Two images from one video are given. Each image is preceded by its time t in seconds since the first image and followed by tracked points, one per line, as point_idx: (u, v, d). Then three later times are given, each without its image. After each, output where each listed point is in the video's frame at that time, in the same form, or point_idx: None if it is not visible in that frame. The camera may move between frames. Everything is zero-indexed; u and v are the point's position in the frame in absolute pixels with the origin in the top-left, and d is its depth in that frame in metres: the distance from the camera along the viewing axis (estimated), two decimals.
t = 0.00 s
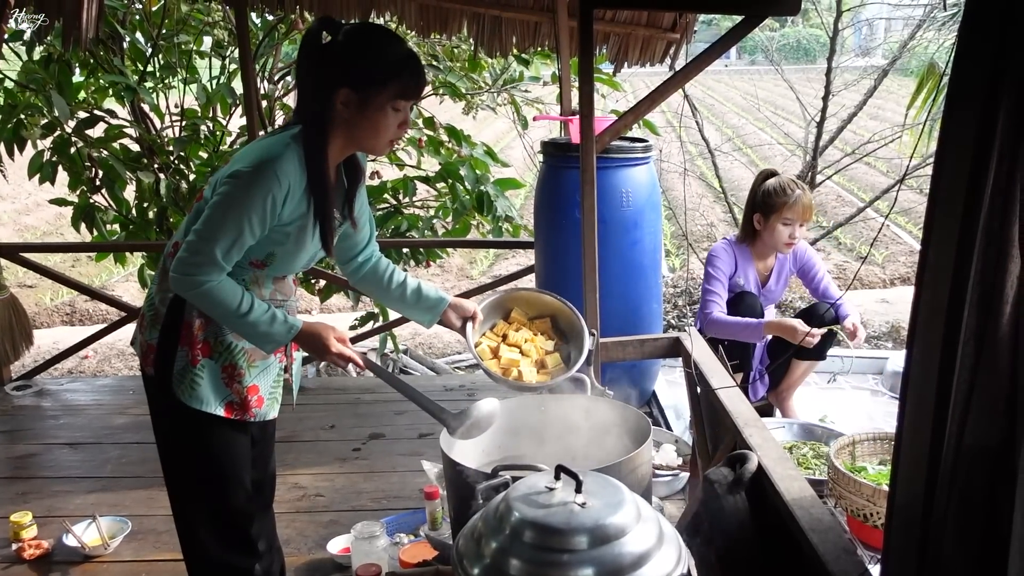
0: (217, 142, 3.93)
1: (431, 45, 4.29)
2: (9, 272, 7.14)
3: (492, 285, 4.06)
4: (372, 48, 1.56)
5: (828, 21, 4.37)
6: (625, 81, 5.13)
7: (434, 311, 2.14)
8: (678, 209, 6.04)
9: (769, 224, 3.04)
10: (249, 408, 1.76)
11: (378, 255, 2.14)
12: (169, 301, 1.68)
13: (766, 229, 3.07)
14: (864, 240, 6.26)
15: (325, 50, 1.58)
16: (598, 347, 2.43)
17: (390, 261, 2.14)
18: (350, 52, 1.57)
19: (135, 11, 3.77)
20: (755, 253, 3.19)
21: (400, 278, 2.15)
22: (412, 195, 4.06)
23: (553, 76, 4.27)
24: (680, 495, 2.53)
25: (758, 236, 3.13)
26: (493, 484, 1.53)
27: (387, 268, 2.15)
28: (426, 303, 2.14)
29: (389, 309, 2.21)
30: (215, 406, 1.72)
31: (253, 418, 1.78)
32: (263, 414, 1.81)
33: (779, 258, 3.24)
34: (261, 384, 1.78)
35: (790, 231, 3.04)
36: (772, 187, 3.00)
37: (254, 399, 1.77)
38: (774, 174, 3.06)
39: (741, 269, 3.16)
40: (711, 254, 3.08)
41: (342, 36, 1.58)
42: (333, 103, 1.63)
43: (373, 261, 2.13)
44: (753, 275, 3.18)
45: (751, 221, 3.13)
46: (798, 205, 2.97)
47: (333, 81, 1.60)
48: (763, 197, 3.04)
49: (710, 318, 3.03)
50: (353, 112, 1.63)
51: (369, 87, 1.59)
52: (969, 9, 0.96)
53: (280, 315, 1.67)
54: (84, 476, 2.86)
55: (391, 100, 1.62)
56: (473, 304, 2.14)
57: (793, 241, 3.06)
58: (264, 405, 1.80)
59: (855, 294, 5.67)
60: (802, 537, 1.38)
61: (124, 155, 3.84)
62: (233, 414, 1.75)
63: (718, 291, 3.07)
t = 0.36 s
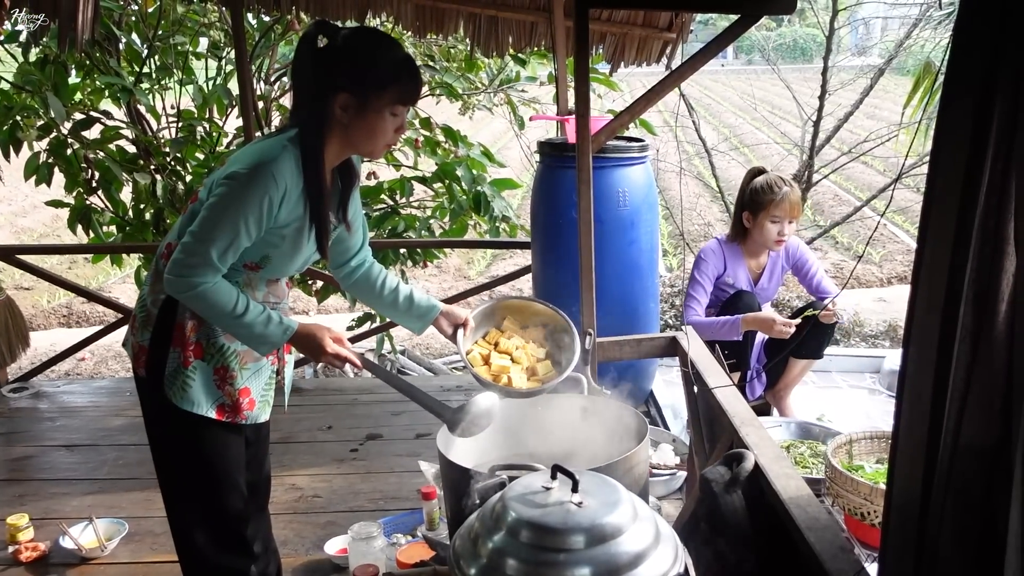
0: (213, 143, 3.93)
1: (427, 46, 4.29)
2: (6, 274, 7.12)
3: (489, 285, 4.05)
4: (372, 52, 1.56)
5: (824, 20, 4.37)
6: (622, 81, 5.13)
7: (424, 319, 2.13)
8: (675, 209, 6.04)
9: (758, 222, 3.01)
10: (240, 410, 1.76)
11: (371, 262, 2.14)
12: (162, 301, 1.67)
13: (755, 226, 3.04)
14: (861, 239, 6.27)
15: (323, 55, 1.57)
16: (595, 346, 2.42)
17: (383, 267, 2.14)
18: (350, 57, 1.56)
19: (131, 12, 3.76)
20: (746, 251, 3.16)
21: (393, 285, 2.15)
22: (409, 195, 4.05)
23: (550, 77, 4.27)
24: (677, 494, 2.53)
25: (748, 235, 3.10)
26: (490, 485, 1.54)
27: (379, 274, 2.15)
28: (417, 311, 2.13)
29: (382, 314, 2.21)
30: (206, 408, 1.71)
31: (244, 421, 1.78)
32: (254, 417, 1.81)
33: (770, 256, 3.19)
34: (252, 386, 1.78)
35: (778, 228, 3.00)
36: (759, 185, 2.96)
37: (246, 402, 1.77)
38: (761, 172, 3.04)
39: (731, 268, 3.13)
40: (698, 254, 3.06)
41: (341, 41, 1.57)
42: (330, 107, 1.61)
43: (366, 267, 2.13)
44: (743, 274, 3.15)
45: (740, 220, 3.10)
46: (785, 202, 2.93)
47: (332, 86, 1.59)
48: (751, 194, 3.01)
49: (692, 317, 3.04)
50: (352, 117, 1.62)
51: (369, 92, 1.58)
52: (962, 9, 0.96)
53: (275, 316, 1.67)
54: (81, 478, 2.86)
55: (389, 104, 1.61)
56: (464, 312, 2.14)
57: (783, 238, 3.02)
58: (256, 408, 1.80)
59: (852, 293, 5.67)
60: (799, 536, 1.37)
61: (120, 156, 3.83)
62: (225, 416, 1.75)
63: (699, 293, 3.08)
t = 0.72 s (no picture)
0: (210, 143, 3.93)
1: (424, 45, 4.28)
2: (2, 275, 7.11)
3: (486, 285, 4.05)
4: (389, 71, 1.56)
5: (820, 19, 4.37)
6: (618, 80, 5.13)
7: (420, 326, 2.13)
8: (672, 208, 6.05)
9: (744, 221, 3.00)
10: (231, 417, 1.75)
11: (366, 271, 2.12)
12: (155, 303, 1.66)
13: (742, 225, 3.03)
14: (858, 237, 6.28)
15: (338, 73, 1.57)
16: (591, 346, 2.41)
17: (377, 277, 2.13)
18: (366, 77, 1.56)
19: (127, 12, 3.75)
20: (738, 250, 3.15)
21: (388, 293, 2.14)
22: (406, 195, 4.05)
23: (546, 76, 4.27)
24: (674, 493, 2.53)
25: (737, 234, 3.09)
26: (488, 484, 1.53)
27: (373, 284, 2.14)
28: (412, 318, 2.13)
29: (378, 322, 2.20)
30: (198, 413, 1.71)
31: (235, 427, 1.77)
32: (245, 424, 1.80)
33: (762, 253, 3.16)
34: (244, 393, 1.78)
35: (765, 227, 2.98)
36: (743, 184, 2.95)
37: (237, 408, 1.76)
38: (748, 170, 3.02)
39: (722, 267, 3.13)
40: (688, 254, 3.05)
41: (356, 60, 1.56)
42: (344, 126, 1.61)
43: (360, 276, 2.12)
44: (735, 272, 3.14)
45: (729, 218, 3.09)
46: (770, 200, 2.91)
47: (347, 105, 1.58)
48: (737, 193, 2.99)
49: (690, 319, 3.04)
50: (366, 135, 1.62)
51: (383, 111, 1.58)
52: (957, 11, 0.96)
53: (284, 323, 1.66)
54: (78, 479, 2.85)
55: (402, 123, 1.62)
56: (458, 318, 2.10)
57: (770, 236, 3.00)
58: (247, 415, 1.79)
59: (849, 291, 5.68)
60: (795, 534, 1.37)
61: (117, 157, 3.83)
62: (215, 422, 1.74)
63: (695, 292, 3.09)
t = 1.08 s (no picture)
0: (207, 141, 3.92)
1: (422, 43, 4.28)
2: None
3: (485, 284, 4.05)
4: (396, 79, 1.55)
5: (819, 18, 4.36)
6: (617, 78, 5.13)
7: (417, 326, 2.12)
8: (670, 207, 6.06)
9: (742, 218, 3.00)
10: (228, 419, 1.75)
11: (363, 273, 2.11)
12: (152, 302, 1.66)
13: (740, 223, 3.02)
14: (856, 236, 6.29)
15: (344, 79, 1.56)
16: (590, 344, 2.41)
17: (374, 278, 2.12)
18: (371, 84, 1.55)
19: (125, 10, 3.75)
20: (736, 247, 3.14)
21: (385, 294, 2.13)
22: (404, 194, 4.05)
23: (545, 74, 4.27)
24: (673, 491, 2.53)
25: (736, 233, 3.08)
26: (486, 483, 1.52)
27: (370, 285, 2.13)
28: (410, 318, 2.13)
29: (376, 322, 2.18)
30: (194, 415, 1.70)
31: (230, 429, 1.77)
32: (240, 426, 1.80)
33: (761, 251, 3.16)
34: (240, 395, 1.77)
35: (763, 226, 2.98)
36: (741, 181, 2.94)
37: (233, 410, 1.76)
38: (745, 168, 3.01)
39: (721, 265, 3.12)
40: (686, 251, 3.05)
41: (363, 66, 1.56)
42: (347, 132, 1.60)
43: (358, 278, 2.10)
44: (733, 269, 3.14)
45: (727, 216, 3.09)
46: (767, 199, 2.90)
47: (351, 111, 1.58)
48: (735, 190, 2.99)
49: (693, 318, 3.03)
50: (369, 142, 1.61)
51: (387, 119, 1.58)
52: (956, 9, 0.96)
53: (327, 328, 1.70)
54: (75, 478, 2.85)
55: (406, 132, 1.61)
56: (456, 321, 2.07)
57: (768, 234, 2.99)
58: (243, 417, 1.79)
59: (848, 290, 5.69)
60: (794, 532, 1.35)
61: (114, 155, 3.83)
62: (211, 424, 1.74)
63: (695, 291, 3.08)
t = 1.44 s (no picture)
0: (207, 139, 3.91)
1: (422, 41, 4.28)
2: None
3: (486, 281, 4.04)
4: (397, 79, 1.55)
5: (820, 15, 4.35)
6: (617, 76, 5.12)
7: (422, 327, 2.08)
8: (671, 205, 6.05)
9: (745, 215, 2.98)
10: (228, 417, 1.74)
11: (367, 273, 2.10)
12: (153, 301, 1.66)
13: (743, 220, 3.01)
14: (857, 234, 6.28)
15: (346, 77, 1.56)
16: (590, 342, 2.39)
17: (379, 279, 2.10)
18: (371, 83, 1.54)
19: (124, 8, 3.74)
20: (739, 244, 3.12)
21: (390, 296, 2.11)
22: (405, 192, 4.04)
23: (545, 71, 4.27)
24: (674, 489, 2.52)
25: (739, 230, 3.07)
26: (487, 480, 1.52)
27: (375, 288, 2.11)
28: (415, 319, 2.09)
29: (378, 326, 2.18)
30: (194, 413, 1.70)
31: (230, 427, 1.76)
32: (240, 425, 1.79)
33: (763, 248, 3.14)
34: (240, 394, 1.77)
35: (766, 223, 2.97)
36: (746, 178, 2.94)
37: (233, 409, 1.75)
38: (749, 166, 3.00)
39: (724, 263, 3.10)
40: (689, 247, 3.03)
41: (365, 64, 1.55)
42: (347, 130, 1.59)
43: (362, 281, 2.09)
44: (735, 266, 3.11)
45: (730, 214, 3.08)
46: (771, 195, 2.89)
47: (352, 109, 1.57)
48: (738, 187, 2.98)
49: (695, 314, 3.01)
50: (369, 141, 1.60)
51: (388, 118, 1.57)
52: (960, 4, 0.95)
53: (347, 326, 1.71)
54: (75, 477, 2.84)
55: (406, 132, 1.60)
56: (459, 324, 2.04)
57: (771, 231, 2.98)
58: (243, 416, 1.78)
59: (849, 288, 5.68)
60: (797, 530, 1.34)
61: (114, 154, 3.83)
62: (211, 422, 1.73)
63: (698, 287, 3.06)
